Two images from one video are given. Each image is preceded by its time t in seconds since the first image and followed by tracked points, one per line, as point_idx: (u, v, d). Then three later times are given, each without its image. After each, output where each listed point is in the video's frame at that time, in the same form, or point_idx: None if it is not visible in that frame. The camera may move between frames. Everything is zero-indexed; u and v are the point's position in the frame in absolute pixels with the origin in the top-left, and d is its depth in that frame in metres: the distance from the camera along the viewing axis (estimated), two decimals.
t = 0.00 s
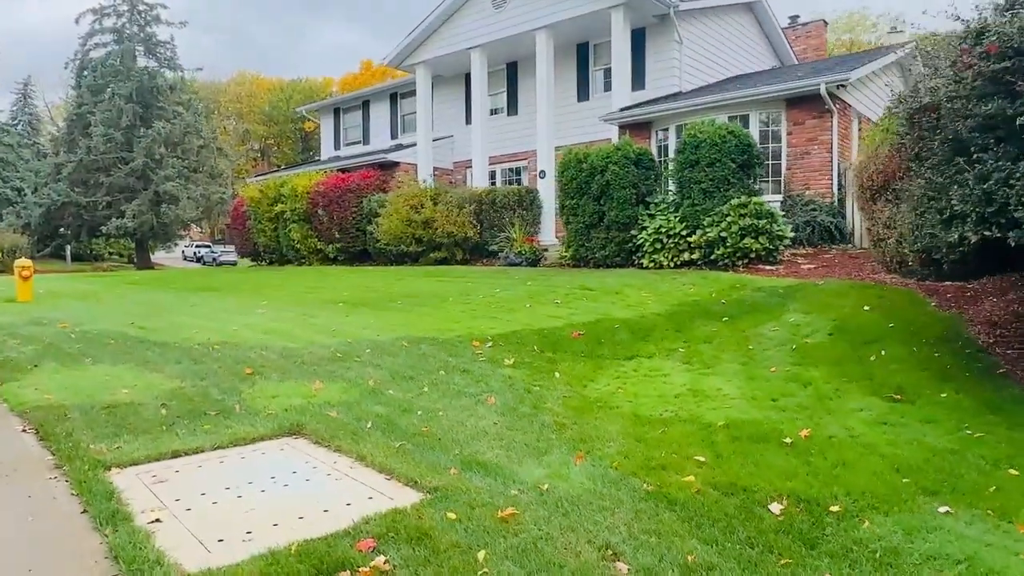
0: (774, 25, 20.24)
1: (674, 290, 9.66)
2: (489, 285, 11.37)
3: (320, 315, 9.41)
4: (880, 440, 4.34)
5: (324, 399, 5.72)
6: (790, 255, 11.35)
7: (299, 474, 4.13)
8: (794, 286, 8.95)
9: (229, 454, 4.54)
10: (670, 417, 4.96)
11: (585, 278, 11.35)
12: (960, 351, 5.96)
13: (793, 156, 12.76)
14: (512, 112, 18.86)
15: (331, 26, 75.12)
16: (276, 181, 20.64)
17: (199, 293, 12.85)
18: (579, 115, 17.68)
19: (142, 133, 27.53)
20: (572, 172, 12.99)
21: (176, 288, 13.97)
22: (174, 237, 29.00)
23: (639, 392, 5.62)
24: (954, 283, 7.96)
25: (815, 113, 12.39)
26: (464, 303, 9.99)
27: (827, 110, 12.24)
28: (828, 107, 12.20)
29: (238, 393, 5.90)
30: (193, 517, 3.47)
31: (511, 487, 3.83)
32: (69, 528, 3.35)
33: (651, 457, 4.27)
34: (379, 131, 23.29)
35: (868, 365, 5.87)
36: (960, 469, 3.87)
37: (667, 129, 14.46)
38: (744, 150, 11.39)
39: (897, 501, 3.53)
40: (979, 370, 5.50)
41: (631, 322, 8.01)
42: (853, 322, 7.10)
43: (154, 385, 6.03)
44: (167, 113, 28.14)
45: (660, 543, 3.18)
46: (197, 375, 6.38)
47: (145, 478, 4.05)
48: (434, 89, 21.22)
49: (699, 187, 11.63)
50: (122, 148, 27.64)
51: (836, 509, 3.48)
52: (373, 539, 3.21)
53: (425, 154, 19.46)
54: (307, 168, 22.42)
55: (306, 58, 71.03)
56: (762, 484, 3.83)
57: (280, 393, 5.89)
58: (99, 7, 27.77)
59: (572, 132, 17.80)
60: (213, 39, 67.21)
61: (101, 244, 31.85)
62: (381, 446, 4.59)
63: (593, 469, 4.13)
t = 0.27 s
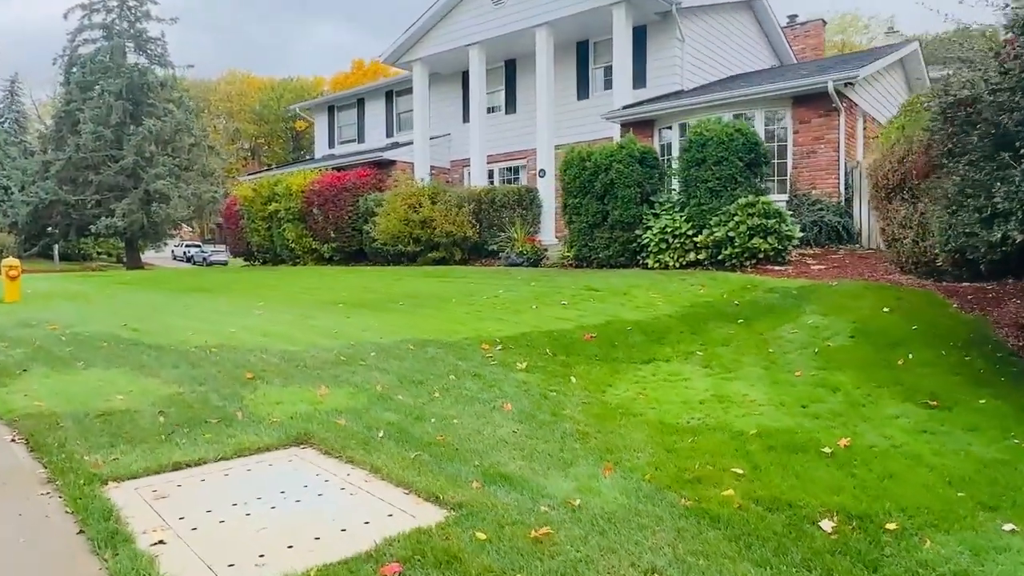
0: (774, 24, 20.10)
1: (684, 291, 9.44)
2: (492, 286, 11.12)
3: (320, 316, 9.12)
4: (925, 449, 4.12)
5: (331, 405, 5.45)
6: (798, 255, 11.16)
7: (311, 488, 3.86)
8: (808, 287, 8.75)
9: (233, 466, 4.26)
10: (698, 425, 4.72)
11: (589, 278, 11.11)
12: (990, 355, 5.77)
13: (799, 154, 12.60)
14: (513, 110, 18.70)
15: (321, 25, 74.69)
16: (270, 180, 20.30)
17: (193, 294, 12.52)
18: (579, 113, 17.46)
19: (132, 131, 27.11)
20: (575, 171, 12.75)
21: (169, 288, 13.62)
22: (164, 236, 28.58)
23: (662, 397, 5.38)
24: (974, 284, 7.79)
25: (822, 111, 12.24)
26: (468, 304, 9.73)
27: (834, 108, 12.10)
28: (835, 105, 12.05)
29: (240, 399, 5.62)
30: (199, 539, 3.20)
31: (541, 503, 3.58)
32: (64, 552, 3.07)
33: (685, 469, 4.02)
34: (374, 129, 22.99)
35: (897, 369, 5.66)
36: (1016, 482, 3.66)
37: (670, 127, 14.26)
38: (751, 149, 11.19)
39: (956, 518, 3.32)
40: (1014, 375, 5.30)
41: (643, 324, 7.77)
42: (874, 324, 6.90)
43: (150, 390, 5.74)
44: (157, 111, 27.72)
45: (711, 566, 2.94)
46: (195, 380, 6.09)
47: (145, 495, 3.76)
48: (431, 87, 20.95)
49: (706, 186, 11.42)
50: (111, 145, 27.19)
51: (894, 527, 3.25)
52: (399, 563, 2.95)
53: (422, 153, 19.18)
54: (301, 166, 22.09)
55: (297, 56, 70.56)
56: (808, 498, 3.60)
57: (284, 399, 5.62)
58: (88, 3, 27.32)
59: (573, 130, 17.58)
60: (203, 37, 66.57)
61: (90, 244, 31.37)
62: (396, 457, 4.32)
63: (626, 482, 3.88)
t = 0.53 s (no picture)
0: (773, 26, 19.99)
1: (693, 299, 9.25)
2: (494, 292, 10.88)
3: (319, 324, 8.85)
4: (973, 472, 3.91)
5: (339, 421, 5.19)
6: (805, 262, 10.99)
7: (326, 518, 3.60)
8: (821, 295, 8.57)
9: (239, 491, 4.00)
10: (728, 445, 4.50)
11: (594, 284, 10.90)
12: (1020, 368, 5.60)
13: (804, 159, 12.45)
14: (509, 113, 18.51)
15: (311, 25, 74.31)
16: (263, 182, 19.96)
17: (186, 299, 12.21)
18: (578, 116, 17.28)
19: (121, 131, 26.66)
20: (578, 175, 12.52)
21: (161, 293, 13.30)
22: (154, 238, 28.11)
23: (686, 414, 5.16)
24: (993, 292, 7.65)
25: (828, 115, 12.09)
26: (471, 311, 9.49)
27: (840, 112, 11.95)
28: (841, 109, 11.91)
29: (242, 415, 5.34)
30: None
31: (575, 534, 3.34)
32: None
33: (722, 494, 3.80)
34: (369, 131, 22.72)
35: (925, 382, 5.48)
36: None
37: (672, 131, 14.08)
38: (758, 153, 11.00)
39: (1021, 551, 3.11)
40: None
41: (655, 333, 7.56)
42: (895, 334, 6.73)
43: (148, 406, 5.46)
44: (147, 111, 27.30)
45: None
46: (194, 394, 5.81)
47: (147, 525, 3.49)
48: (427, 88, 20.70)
49: (712, 190, 11.23)
50: (100, 146, 26.74)
51: (957, 562, 3.03)
52: None
53: (418, 155, 18.93)
54: (294, 168, 21.76)
55: (286, 57, 70.13)
56: (859, 527, 3.38)
57: (290, 415, 5.35)
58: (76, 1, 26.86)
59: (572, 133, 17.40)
60: (192, 37, 65.97)
61: (77, 246, 30.82)
62: (414, 481, 4.08)
63: (661, 509, 3.65)
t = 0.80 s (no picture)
0: (771, 30, 19.95)
1: (702, 304, 9.10)
2: (497, 296, 10.69)
3: (321, 330, 8.63)
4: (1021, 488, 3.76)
5: (352, 432, 4.99)
6: (812, 266, 10.90)
7: (350, 538, 3.40)
8: (833, 300, 8.45)
9: (255, 508, 3.79)
10: (761, 458, 4.34)
11: (598, 289, 10.75)
12: None
13: (808, 163, 12.38)
14: (507, 114, 18.34)
15: (300, 27, 73.98)
16: (256, 183, 19.67)
17: (181, 303, 11.95)
18: (577, 119, 17.15)
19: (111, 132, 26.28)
20: (580, 178, 12.35)
21: (154, 297, 13.02)
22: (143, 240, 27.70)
23: (711, 424, 5.00)
24: (1009, 299, 7.56)
25: (832, 119, 12.01)
26: (476, 315, 9.31)
27: (845, 116, 11.88)
28: (846, 112, 11.82)
29: (249, 426, 5.13)
30: None
31: (616, 556, 3.17)
32: None
33: (763, 511, 3.64)
34: (363, 133, 22.50)
35: (954, 391, 5.34)
36: None
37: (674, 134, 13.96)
38: (764, 156, 10.89)
39: None
40: None
41: (668, 339, 7.41)
42: (914, 341, 6.60)
43: (150, 417, 5.23)
44: (137, 111, 26.94)
45: None
46: (198, 403, 5.59)
47: (159, 547, 3.28)
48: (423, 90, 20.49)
49: (717, 194, 11.13)
50: (89, 146, 26.35)
51: None
52: None
53: (415, 157, 18.74)
54: (288, 170, 21.50)
55: (276, 58, 69.76)
56: (913, 547, 3.22)
57: (299, 426, 5.14)
58: None
59: (571, 136, 17.26)
60: (180, 37, 65.42)
61: (64, 248, 30.30)
62: (437, 497, 3.88)
63: (702, 527, 3.48)
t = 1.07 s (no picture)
0: (769, 36, 19.96)
1: (713, 311, 8.98)
2: (503, 302, 10.52)
3: (326, 337, 8.41)
4: None
5: (371, 447, 4.80)
6: (819, 273, 10.83)
7: (383, 565, 3.21)
8: (847, 308, 8.35)
9: (277, 532, 3.59)
10: (800, 475, 4.19)
11: (605, 296, 10.61)
12: None
13: (813, 169, 12.31)
14: (505, 118, 18.21)
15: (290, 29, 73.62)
16: (250, 186, 19.39)
17: (176, 308, 11.68)
18: (577, 123, 17.03)
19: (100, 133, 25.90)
20: (584, 183, 12.23)
21: (148, 302, 12.73)
22: (133, 243, 27.34)
23: (742, 438, 4.85)
24: None
25: (837, 125, 11.95)
26: (482, 322, 9.14)
27: (850, 123, 11.82)
28: (852, 119, 11.76)
29: (262, 440, 4.92)
30: None
31: None
32: None
33: (812, 533, 3.48)
34: (359, 136, 22.28)
35: (985, 404, 5.23)
36: None
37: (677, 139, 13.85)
38: (772, 162, 10.79)
39: None
40: None
41: (684, 348, 7.27)
42: (936, 351, 6.50)
43: (158, 431, 5.00)
44: (128, 113, 26.57)
45: None
46: (206, 416, 5.37)
47: None
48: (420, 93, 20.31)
49: (724, 200, 11.03)
50: (78, 148, 25.94)
51: None
52: None
53: (412, 161, 18.57)
54: (282, 173, 21.22)
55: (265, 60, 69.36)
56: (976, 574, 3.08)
57: (314, 441, 4.94)
58: None
59: (571, 140, 17.15)
60: (168, 38, 64.85)
61: (52, 251, 29.85)
62: (469, 519, 3.70)
63: (751, 552, 3.32)
